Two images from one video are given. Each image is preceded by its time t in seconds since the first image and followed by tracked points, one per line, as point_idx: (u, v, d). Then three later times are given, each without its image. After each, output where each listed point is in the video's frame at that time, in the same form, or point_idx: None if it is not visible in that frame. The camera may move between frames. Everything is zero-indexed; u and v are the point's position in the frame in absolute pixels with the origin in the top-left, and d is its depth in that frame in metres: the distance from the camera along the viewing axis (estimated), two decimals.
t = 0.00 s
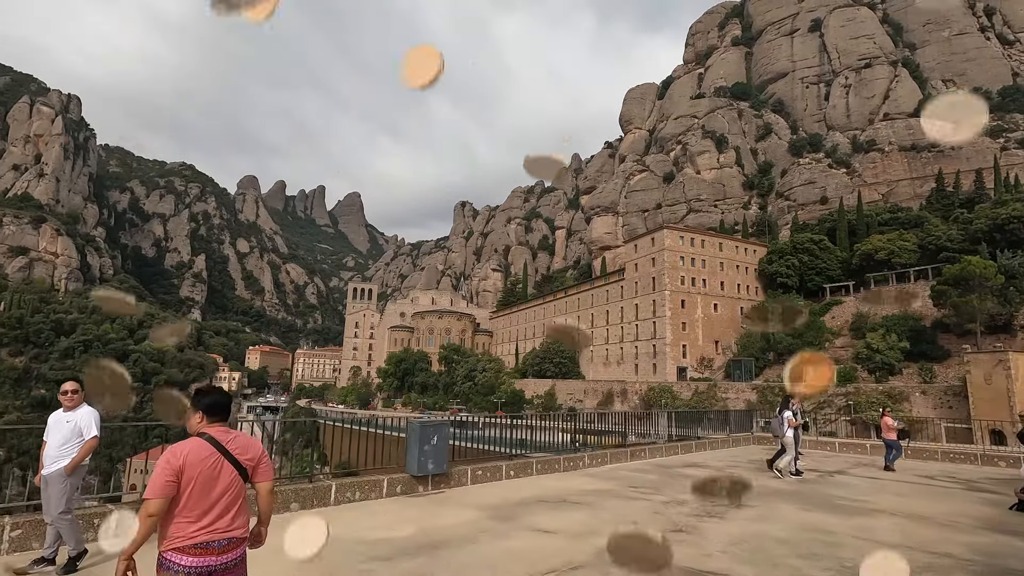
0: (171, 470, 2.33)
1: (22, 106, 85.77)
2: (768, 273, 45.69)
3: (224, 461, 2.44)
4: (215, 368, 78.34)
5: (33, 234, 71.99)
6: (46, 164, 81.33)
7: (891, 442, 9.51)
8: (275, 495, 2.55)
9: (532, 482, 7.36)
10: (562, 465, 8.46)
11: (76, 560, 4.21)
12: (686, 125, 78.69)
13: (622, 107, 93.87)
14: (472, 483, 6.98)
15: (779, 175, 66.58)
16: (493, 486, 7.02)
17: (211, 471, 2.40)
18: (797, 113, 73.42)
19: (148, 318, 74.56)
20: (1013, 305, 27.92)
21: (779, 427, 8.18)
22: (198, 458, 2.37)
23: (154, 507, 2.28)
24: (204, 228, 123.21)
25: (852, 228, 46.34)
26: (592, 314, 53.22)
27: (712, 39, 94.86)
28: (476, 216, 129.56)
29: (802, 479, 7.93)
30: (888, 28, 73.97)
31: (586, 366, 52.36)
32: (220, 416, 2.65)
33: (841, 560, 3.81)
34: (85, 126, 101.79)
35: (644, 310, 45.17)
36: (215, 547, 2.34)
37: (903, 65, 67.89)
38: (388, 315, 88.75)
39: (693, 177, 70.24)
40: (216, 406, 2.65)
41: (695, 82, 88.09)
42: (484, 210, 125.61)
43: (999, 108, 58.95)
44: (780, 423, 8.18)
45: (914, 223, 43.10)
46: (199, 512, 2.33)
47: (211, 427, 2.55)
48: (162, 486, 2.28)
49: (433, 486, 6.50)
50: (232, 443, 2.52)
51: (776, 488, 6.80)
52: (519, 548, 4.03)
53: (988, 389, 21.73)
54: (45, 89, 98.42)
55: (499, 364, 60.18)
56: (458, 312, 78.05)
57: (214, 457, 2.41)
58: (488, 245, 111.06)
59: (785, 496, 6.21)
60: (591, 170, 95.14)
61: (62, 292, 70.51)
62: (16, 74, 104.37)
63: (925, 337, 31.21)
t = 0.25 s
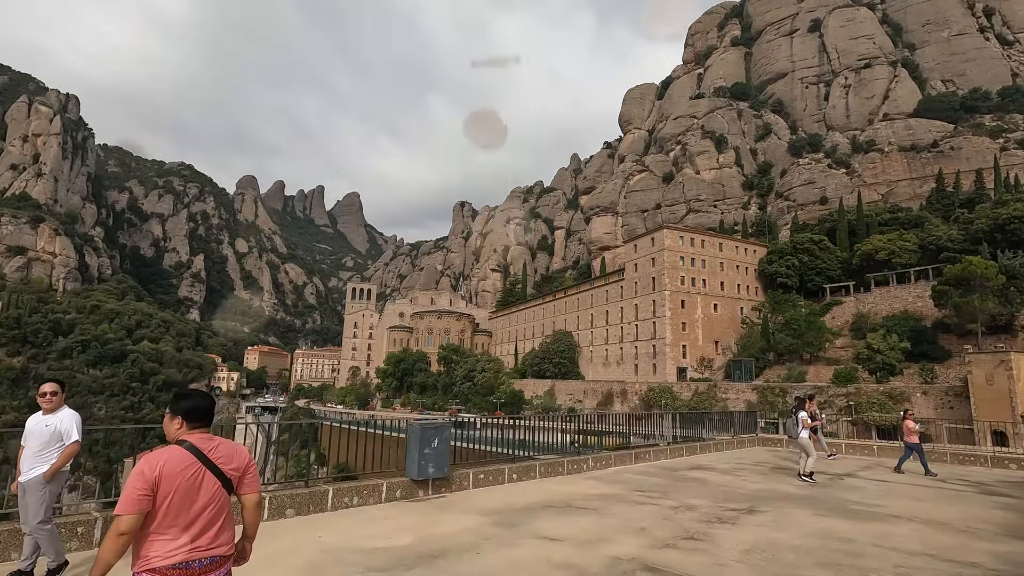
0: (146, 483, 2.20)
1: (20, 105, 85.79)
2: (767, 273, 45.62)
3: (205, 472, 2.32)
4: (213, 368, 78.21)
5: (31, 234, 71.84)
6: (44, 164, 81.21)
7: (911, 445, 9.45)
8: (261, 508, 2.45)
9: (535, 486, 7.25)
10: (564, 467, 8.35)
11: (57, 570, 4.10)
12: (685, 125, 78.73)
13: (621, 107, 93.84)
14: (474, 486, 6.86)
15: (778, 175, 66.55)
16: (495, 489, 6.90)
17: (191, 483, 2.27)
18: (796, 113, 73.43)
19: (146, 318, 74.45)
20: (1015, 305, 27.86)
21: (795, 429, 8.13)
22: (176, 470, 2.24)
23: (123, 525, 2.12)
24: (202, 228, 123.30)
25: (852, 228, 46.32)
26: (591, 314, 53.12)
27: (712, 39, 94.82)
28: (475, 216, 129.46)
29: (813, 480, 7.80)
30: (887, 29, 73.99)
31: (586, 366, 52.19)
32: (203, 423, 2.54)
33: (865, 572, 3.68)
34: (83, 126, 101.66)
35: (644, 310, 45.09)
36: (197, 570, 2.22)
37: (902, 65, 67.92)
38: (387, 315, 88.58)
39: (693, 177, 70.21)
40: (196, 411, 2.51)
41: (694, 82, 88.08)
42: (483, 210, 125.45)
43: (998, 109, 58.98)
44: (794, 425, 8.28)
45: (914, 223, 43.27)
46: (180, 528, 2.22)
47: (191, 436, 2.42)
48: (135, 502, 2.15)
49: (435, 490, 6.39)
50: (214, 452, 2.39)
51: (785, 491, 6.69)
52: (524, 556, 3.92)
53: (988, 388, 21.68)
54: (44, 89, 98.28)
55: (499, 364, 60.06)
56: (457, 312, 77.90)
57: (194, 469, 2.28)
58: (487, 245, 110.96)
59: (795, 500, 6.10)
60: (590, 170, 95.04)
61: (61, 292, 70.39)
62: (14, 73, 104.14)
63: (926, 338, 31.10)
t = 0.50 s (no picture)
0: (119, 488, 2.07)
1: (18, 106, 85.70)
2: (767, 274, 45.53)
3: (187, 475, 2.20)
4: (212, 370, 78.05)
5: (29, 234, 71.61)
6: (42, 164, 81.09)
7: (938, 447, 9.27)
8: (249, 514, 2.34)
9: (539, 487, 7.13)
10: (569, 471, 8.22)
11: None
12: (685, 126, 78.75)
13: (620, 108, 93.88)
14: (476, 489, 6.73)
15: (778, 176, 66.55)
16: (498, 491, 6.79)
17: (170, 486, 2.15)
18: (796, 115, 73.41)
19: (144, 319, 74.34)
20: (1015, 306, 27.83)
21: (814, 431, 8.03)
22: (153, 476, 2.12)
23: (92, 535, 1.99)
24: (201, 229, 123.26)
25: (851, 229, 46.30)
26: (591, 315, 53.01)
27: (711, 40, 94.90)
28: (474, 217, 129.36)
29: (823, 482, 7.66)
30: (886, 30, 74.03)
31: (585, 367, 52.05)
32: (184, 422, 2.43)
33: None
34: (81, 126, 101.61)
35: (644, 311, 45.00)
36: None
37: (902, 66, 67.94)
38: (386, 316, 88.39)
39: (692, 178, 70.18)
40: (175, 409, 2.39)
41: (694, 83, 88.14)
42: (482, 211, 125.34)
43: (998, 110, 58.96)
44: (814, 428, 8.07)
45: (913, 224, 43.32)
46: (157, 536, 2.10)
47: (170, 437, 2.29)
48: (107, 508, 2.03)
49: (436, 493, 6.27)
50: (196, 454, 2.27)
51: (796, 494, 6.58)
52: (532, 562, 3.78)
53: (990, 390, 21.60)
54: (42, 89, 98.22)
55: (498, 365, 59.91)
56: (456, 313, 77.71)
57: (173, 472, 2.16)
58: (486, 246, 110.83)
59: (808, 503, 5.98)
60: (589, 171, 94.98)
61: (59, 292, 70.23)
62: (13, 74, 104.00)
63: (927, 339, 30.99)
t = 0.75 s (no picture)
0: (83, 513, 1.94)
1: (18, 106, 85.66)
2: (768, 275, 45.39)
3: (159, 496, 2.07)
4: (211, 370, 78.00)
5: (28, 234, 71.44)
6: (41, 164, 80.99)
7: (963, 452, 9.16)
8: (230, 539, 2.22)
9: (543, 494, 6.99)
10: (573, 474, 8.09)
11: None
12: (685, 126, 78.69)
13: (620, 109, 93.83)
14: (479, 496, 6.60)
15: (778, 177, 66.48)
16: (500, 498, 6.65)
17: (137, 512, 2.00)
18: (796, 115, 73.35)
19: (144, 319, 74.30)
20: (1017, 307, 27.74)
21: (838, 436, 7.85)
22: (122, 498, 1.98)
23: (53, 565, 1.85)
24: (200, 229, 123.37)
25: (852, 230, 46.22)
26: (591, 315, 52.88)
27: (712, 41, 94.91)
28: (474, 217, 129.25)
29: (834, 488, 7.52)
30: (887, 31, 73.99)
31: (586, 368, 51.92)
32: (157, 439, 2.29)
33: None
34: (81, 127, 101.58)
35: (644, 312, 44.87)
36: None
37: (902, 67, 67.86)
38: (386, 317, 88.25)
39: (692, 179, 70.11)
40: (146, 424, 2.26)
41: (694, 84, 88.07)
42: (482, 211, 125.28)
43: (999, 111, 58.88)
44: (837, 432, 7.95)
45: (915, 224, 43.29)
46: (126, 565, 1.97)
47: (142, 456, 2.15)
48: (67, 538, 1.88)
49: (437, 499, 6.14)
50: (171, 473, 2.14)
51: (809, 500, 6.44)
52: None
53: (993, 391, 21.50)
54: (42, 90, 98.20)
55: (498, 366, 59.76)
56: (456, 314, 77.58)
57: (145, 493, 2.03)
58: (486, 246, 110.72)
59: (821, 510, 5.85)
60: (589, 172, 94.86)
61: (58, 292, 70.13)
62: (12, 74, 103.95)
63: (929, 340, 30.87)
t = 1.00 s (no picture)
0: (25, 528, 1.81)
1: (18, 105, 85.61)
2: (769, 275, 45.24)
3: (117, 506, 1.93)
4: (211, 370, 77.94)
5: (27, 234, 71.26)
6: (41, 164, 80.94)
7: (992, 454, 9.00)
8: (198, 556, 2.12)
9: (546, 496, 6.87)
10: (577, 475, 7.98)
11: None
12: (686, 126, 78.56)
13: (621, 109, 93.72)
14: (480, 498, 6.48)
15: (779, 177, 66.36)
16: (502, 501, 6.53)
17: (92, 524, 1.88)
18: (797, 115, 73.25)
19: (143, 319, 74.26)
20: (1020, 308, 27.61)
21: (857, 437, 7.76)
22: (72, 509, 1.85)
23: None
24: (201, 229, 123.47)
25: (854, 230, 46.13)
26: (591, 316, 52.75)
27: (712, 41, 94.82)
28: (474, 218, 129.09)
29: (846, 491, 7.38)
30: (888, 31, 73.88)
31: (586, 369, 51.79)
32: (116, 445, 2.16)
33: None
34: (81, 126, 101.55)
35: (645, 312, 44.74)
36: None
37: (903, 67, 67.73)
38: (386, 317, 88.17)
39: (693, 179, 70.00)
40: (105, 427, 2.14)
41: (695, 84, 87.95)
42: (482, 211, 125.16)
43: (1000, 111, 58.72)
44: (856, 433, 7.85)
45: (916, 225, 43.20)
46: None
47: (98, 460, 2.02)
48: (7, 556, 1.74)
49: (437, 502, 6.01)
50: (129, 480, 2.00)
51: (820, 504, 6.32)
52: None
53: (997, 392, 21.34)
54: (42, 89, 98.18)
55: (498, 366, 59.59)
56: (456, 314, 77.43)
57: (99, 504, 1.89)
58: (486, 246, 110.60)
59: (833, 514, 5.72)
60: (590, 172, 94.75)
61: (58, 292, 70.06)
62: (13, 74, 104.02)
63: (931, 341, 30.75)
